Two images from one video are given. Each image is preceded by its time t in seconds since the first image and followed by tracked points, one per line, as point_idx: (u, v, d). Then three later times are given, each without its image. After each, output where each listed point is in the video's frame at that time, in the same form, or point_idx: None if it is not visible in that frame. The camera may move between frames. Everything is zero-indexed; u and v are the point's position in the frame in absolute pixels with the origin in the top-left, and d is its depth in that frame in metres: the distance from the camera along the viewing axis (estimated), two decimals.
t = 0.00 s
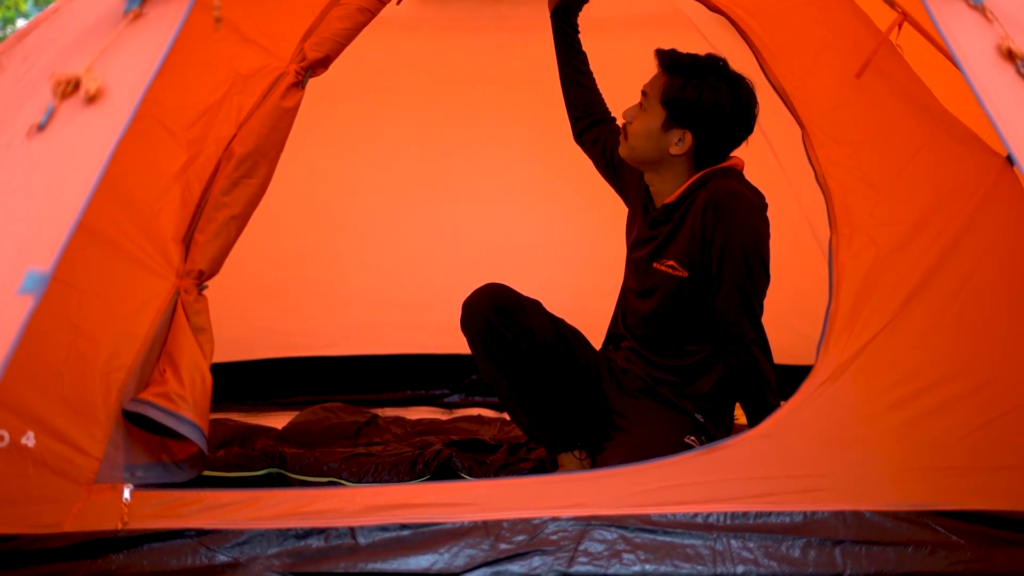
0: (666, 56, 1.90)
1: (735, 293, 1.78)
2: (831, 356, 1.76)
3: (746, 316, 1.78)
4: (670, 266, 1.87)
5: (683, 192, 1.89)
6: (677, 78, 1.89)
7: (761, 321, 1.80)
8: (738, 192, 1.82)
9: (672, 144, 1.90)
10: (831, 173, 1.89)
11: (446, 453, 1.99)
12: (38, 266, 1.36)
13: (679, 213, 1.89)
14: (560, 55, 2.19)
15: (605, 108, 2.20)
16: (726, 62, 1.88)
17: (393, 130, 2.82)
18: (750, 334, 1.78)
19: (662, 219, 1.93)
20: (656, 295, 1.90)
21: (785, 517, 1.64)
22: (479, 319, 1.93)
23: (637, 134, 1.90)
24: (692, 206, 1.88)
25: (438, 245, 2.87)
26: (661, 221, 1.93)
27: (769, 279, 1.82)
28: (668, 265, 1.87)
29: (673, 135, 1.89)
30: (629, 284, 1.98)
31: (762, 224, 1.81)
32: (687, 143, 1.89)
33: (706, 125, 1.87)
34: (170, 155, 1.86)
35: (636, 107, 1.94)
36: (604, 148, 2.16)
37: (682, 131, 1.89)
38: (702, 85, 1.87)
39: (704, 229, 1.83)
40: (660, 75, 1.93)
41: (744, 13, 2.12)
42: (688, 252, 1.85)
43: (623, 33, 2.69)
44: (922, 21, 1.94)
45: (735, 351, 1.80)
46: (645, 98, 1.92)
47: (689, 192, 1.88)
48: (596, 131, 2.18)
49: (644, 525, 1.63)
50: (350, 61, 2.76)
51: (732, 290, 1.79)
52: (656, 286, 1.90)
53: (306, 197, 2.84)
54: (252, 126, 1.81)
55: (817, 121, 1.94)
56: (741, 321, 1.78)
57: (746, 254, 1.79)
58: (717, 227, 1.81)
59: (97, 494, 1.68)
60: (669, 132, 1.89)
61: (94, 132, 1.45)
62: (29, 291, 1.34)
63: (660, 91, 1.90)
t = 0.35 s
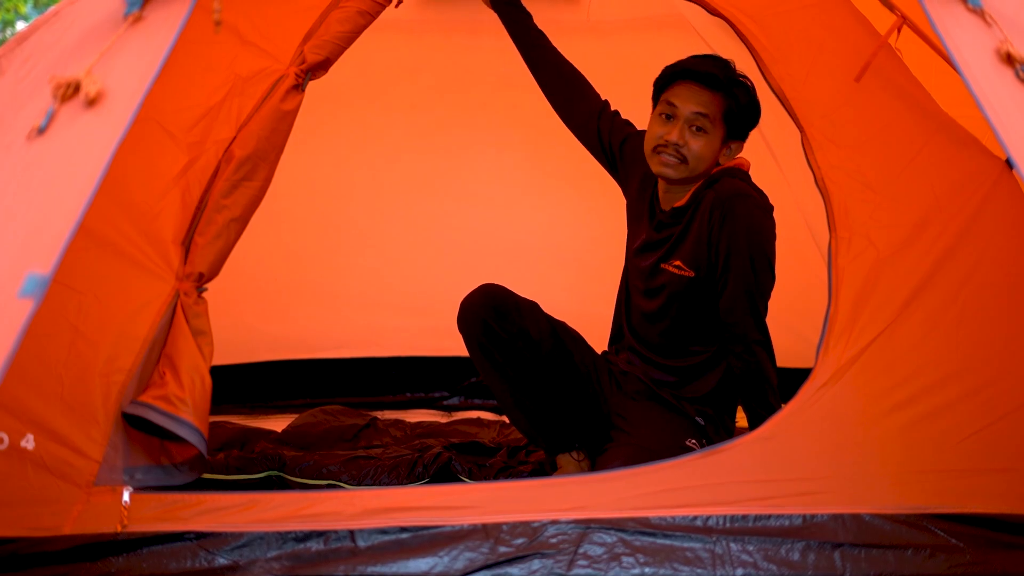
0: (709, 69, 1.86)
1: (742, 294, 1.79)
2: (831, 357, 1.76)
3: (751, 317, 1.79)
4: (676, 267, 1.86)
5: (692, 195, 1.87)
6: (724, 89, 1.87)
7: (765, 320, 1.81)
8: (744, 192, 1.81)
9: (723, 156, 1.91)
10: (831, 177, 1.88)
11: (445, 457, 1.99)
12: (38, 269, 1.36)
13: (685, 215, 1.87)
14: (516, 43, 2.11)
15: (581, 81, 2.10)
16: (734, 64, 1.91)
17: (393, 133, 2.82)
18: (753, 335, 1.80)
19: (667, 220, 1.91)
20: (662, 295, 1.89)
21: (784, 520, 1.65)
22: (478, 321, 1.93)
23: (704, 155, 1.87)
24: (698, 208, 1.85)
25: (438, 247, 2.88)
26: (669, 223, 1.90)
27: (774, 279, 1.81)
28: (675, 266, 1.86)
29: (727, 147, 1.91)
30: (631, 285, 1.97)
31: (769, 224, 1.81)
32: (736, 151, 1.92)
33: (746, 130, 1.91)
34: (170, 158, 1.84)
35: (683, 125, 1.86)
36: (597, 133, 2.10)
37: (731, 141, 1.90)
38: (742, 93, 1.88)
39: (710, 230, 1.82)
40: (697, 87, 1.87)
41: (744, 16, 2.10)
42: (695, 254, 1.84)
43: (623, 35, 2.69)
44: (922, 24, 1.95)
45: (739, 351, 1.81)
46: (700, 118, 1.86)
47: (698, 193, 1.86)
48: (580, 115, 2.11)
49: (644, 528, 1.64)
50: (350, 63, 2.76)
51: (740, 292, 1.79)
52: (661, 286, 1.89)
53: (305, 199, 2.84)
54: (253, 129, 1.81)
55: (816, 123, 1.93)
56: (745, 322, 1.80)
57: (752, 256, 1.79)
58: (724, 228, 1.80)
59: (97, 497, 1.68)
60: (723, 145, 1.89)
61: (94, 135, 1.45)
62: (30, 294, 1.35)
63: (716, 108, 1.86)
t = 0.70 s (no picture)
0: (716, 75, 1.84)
1: (743, 292, 1.79)
2: (831, 356, 1.76)
3: (752, 316, 1.79)
4: (677, 266, 1.85)
5: (693, 196, 1.87)
6: (730, 95, 1.85)
7: (767, 320, 1.81)
8: (746, 189, 1.82)
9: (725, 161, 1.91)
10: (830, 176, 1.89)
11: (444, 455, 1.99)
12: (38, 267, 1.36)
13: (687, 214, 1.87)
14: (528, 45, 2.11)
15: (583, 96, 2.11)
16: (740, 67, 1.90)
17: (393, 131, 2.82)
18: (755, 333, 1.80)
19: (666, 219, 1.91)
20: (662, 294, 1.88)
21: (784, 519, 1.65)
22: (476, 323, 1.92)
23: (708, 162, 1.86)
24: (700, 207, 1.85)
25: (438, 246, 2.88)
26: (669, 223, 1.90)
27: (775, 278, 1.82)
28: (676, 265, 1.86)
29: (730, 153, 1.90)
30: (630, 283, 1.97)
31: (770, 222, 1.81)
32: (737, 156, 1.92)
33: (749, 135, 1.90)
34: (169, 158, 1.84)
35: (688, 130, 1.85)
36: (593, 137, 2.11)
37: (735, 146, 1.90)
38: (747, 98, 1.87)
39: (712, 229, 1.82)
40: (703, 92, 1.85)
41: (745, 15, 2.11)
42: (697, 253, 1.83)
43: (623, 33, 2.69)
44: (921, 22, 1.95)
45: (739, 350, 1.81)
46: (706, 124, 1.84)
47: (699, 193, 1.86)
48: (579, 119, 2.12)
49: (644, 526, 1.64)
50: (350, 61, 2.76)
51: (742, 292, 1.79)
52: (661, 285, 1.89)
53: (305, 198, 2.84)
54: (252, 128, 1.81)
55: (816, 122, 1.94)
56: (747, 321, 1.79)
57: (754, 254, 1.79)
58: (726, 227, 1.80)
59: (96, 496, 1.68)
60: (727, 150, 1.89)
61: (94, 133, 1.44)
62: (29, 292, 1.34)
63: (722, 114, 1.85)
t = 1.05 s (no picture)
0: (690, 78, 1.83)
1: (737, 292, 1.78)
2: (831, 355, 1.76)
3: (746, 319, 1.79)
4: (669, 267, 1.86)
5: (684, 195, 1.87)
6: (707, 97, 1.84)
7: (760, 320, 1.80)
8: (737, 192, 1.82)
9: (711, 160, 1.90)
10: (830, 175, 1.89)
11: (444, 454, 1.99)
12: (38, 266, 1.36)
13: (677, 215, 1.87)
14: (536, 49, 2.11)
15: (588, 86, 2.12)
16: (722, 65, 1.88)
17: (392, 130, 2.81)
18: (749, 335, 1.79)
19: (658, 220, 1.91)
20: (655, 296, 1.89)
21: (783, 518, 1.65)
22: (473, 324, 1.95)
23: (691, 165, 1.85)
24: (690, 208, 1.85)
25: (437, 245, 2.87)
26: (660, 223, 1.91)
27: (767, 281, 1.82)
28: (668, 266, 1.86)
29: (715, 151, 1.89)
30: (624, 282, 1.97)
31: (763, 224, 1.82)
32: (724, 153, 1.90)
33: (733, 133, 1.89)
34: (169, 157, 1.84)
35: (667, 135, 1.84)
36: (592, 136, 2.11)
37: (719, 145, 1.89)
38: (727, 98, 1.85)
39: (703, 231, 1.82)
40: (681, 95, 1.84)
41: (745, 15, 2.11)
42: (688, 254, 1.84)
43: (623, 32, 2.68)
44: (921, 21, 1.94)
45: (735, 352, 1.80)
46: (685, 128, 1.83)
47: (690, 193, 1.86)
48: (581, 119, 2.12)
49: (643, 525, 1.64)
50: (350, 60, 2.76)
51: (736, 292, 1.78)
52: (654, 285, 1.89)
53: (305, 197, 2.84)
54: (252, 126, 1.81)
55: (816, 121, 1.94)
56: (741, 322, 1.79)
57: (746, 257, 1.79)
58: (718, 229, 1.80)
59: (95, 495, 1.68)
60: (710, 150, 1.88)
61: (93, 132, 1.44)
62: (28, 291, 1.34)
63: (700, 116, 1.83)
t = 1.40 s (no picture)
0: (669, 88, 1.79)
1: (733, 293, 1.79)
2: (831, 357, 1.76)
3: (741, 321, 1.79)
4: (664, 271, 1.86)
5: (678, 198, 1.87)
6: (688, 105, 1.81)
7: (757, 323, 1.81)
8: (731, 195, 1.81)
9: (697, 164, 1.88)
10: (830, 176, 1.88)
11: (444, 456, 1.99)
12: (38, 267, 1.36)
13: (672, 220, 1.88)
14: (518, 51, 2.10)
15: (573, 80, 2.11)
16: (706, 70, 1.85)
17: (393, 132, 2.81)
18: (745, 337, 1.79)
19: (649, 224, 1.92)
20: (649, 300, 1.89)
21: (784, 519, 1.65)
22: (466, 330, 1.93)
23: (671, 172, 1.83)
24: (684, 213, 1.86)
25: (436, 247, 2.87)
26: (654, 226, 1.91)
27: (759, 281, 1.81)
28: (662, 270, 1.86)
29: (699, 156, 1.87)
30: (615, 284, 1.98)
31: (757, 226, 1.81)
32: (711, 157, 1.88)
33: (720, 139, 1.86)
34: (169, 157, 1.84)
35: (646, 142, 1.82)
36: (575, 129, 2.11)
37: (705, 151, 1.86)
38: (709, 105, 1.83)
39: (698, 234, 1.82)
40: (662, 102, 1.81)
41: (745, 17, 2.11)
42: (683, 257, 1.84)
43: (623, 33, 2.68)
44: (922, 23, 1.95)
45: (731, 354, 1.81)
46: (666, 136, 1.81)
47: (684, 196, 1.86)
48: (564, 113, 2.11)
49: (643, 527, 1.64)
50: (350, 61, 2.75)
51: (732, 294, 1.79)
52: (649, 288, 1.89)
53: (305, 198, 2.84)
54: (252, 128, 1.81)
55: (815, 122, 1.93)
56: (737, 324, 1.79)
57: (741, 258, 1.78)
58: (712, 232, 1.80)
59: (95, 496, 1.68)
60: (693, 156, 1.86)
61: (93, 133, 1.44)
62: (28, 292, 1.34)
63: (679, 124, 1.81)
